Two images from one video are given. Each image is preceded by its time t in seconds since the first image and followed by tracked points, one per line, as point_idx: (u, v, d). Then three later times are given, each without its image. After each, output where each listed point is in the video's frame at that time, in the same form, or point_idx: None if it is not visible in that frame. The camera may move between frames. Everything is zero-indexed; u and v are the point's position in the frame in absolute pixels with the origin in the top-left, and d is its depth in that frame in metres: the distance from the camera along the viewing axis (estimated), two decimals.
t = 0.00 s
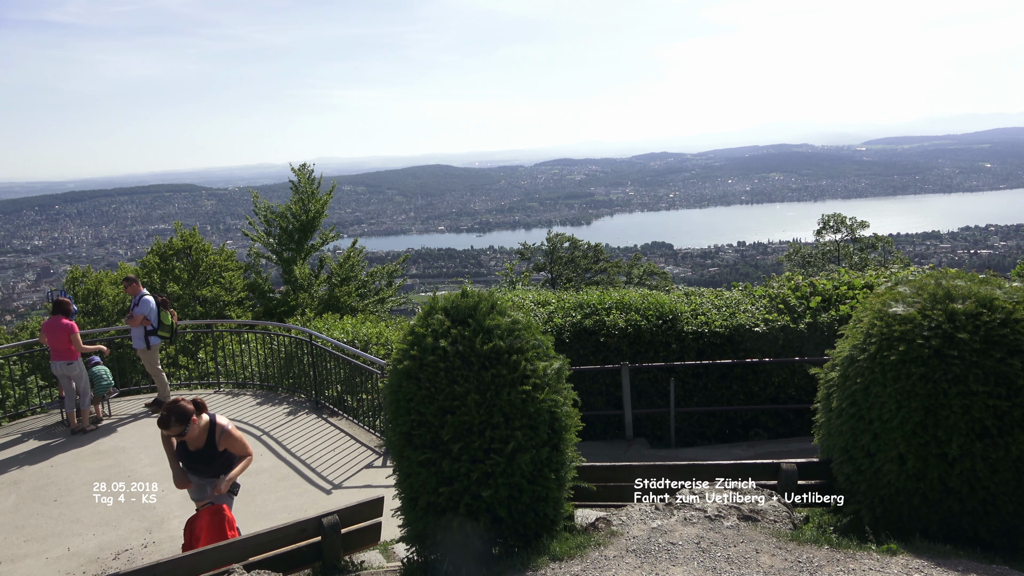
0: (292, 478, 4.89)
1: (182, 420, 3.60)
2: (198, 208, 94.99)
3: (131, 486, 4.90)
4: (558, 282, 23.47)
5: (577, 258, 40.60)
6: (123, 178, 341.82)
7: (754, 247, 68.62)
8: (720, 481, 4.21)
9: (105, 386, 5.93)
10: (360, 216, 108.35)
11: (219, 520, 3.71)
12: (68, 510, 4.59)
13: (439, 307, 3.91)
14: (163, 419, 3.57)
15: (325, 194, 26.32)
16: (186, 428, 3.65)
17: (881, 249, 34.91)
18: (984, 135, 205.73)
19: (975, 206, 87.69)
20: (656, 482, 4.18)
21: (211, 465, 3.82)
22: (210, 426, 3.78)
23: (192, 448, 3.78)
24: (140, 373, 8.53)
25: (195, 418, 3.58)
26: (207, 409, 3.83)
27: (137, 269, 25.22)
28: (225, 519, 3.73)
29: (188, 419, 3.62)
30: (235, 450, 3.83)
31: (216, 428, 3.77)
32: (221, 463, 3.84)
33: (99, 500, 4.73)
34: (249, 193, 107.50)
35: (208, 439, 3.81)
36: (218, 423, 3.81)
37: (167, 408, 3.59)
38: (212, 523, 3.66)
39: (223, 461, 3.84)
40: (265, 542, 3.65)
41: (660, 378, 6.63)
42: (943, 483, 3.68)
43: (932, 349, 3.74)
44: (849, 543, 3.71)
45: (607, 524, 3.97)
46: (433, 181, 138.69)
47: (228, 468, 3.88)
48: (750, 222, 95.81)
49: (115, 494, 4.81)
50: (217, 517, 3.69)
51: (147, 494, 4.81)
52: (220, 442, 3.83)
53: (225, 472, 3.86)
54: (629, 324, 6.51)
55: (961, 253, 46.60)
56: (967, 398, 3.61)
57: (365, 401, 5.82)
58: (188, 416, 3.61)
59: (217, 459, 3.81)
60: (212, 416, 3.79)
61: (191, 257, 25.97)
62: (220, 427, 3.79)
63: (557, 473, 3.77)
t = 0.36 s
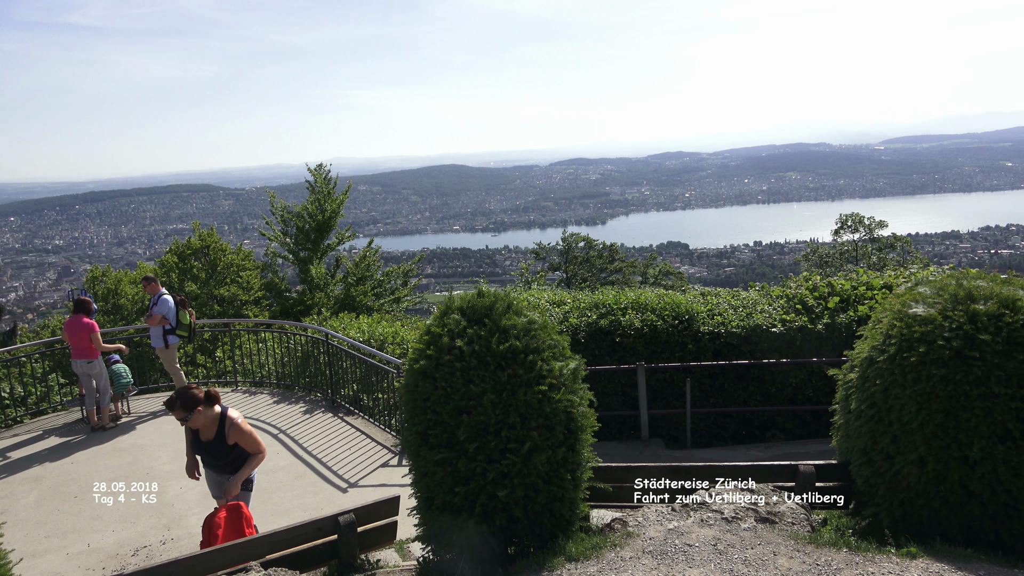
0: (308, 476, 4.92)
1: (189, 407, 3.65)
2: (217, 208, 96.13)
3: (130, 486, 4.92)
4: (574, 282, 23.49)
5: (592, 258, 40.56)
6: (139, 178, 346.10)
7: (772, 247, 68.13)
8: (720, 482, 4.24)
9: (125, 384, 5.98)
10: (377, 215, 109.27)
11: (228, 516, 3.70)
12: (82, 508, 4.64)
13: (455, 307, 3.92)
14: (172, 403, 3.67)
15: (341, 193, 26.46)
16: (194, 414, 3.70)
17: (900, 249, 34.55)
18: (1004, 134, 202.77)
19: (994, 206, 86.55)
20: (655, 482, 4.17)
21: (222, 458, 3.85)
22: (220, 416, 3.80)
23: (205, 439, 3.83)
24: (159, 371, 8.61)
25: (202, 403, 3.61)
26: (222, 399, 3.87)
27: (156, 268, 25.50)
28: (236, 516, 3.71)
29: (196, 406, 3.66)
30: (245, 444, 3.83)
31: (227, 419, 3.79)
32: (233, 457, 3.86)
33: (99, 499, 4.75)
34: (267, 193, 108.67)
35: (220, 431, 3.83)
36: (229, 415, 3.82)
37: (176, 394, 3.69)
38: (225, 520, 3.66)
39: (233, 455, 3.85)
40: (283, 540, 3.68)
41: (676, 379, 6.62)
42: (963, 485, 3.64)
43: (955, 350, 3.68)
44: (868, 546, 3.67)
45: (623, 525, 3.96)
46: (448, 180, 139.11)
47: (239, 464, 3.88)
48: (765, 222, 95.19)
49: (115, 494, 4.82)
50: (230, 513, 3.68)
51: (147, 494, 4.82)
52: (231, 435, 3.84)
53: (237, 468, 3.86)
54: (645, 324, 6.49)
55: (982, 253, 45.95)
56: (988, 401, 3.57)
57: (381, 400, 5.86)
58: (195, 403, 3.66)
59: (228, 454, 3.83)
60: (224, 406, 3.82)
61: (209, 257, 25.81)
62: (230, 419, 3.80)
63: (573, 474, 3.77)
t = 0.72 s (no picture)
0: (331, 475, 4.95)
1: (204, 393, 3.74)
2: (240, 208, 97.47)
3: (130, 486, 4.94)
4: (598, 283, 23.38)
5: (614, 257, 40.41)
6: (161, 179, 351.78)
7: (796, 246, 67.40)
8: (721, 482, 4.23)
9: (151, 382, 6.06)
10: (397, 216, 110.11)
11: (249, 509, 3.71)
12: (105, 503, 4.71)
13: (477, 307, 3.92)
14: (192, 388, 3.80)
15: (363, 193, 26.52)
16: (209, 405, 3.80)
17: (928, 249, 34.03)
18: None
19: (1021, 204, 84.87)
20: (657, 482, 4.18)
21: (239, 451, 3.89)
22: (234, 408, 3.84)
23: (223, 432, 3.91)
24: (185, 370, 8.72)
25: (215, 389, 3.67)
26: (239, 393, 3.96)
27: (182, 267, 25.85)
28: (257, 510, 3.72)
29: (211, 393, 3.74)
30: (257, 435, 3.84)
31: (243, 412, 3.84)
32: (250, 451, 3.89)
33: (99, 499, 4.76)
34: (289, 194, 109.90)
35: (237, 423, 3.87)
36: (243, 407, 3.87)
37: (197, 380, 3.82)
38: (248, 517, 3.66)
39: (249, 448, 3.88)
40: (307, 538, 3.71)
41: (699, 379, 6.59)
42: (994, 490, 3.58)
43: (986, 352, 3.61)
44: (895, 550, 3.62)
45: (647, 526, 3.94)
46: (467, 180, 139.52)
47: (256, 457, 3.92)
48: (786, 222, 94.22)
49: (114, 494, 4.84)
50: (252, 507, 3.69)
51: (147, 494, 4.84)
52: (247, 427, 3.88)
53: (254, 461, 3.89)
54: (668, 324, 6.46)
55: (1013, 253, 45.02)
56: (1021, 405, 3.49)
57: (403, 399, 5.88)
58: (211, 390, 3.74)
59: (243, 448, 3.86)
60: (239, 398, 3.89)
61: (233, 256, 26.18)
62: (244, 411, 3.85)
63: (596, 474, 3.75)
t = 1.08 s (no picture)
0: (354, 474, 4.98)
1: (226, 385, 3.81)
2: (263, 209, 98.76)
3: (129, 486, 4.97)
4: (622, 284, 23.33)
5: (635, 257, 40.22)
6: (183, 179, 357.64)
7: (820, 246, 66.64)
8: (722, 483, 4.25)
9: (175, 381, 6.13)
10: (418, 216, 110.91)
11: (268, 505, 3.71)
12: (127, 501, 4.78)
13: (500, 307, 3.93)
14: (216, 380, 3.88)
15: (385, 194, 26.85)
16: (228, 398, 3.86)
17: (956, 249, 33.55)
18: None
19: None
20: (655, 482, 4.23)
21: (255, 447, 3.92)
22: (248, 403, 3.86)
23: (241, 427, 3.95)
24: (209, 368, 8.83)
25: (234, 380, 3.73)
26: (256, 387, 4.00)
27: (207, 267, 26.19)
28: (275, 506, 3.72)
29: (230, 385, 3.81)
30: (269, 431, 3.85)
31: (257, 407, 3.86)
32: (265, 447, 3.90)
33: (99, 500, 4.79)
34: (311, 194, 111.08)
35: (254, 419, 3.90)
36: (258, 403, 3.90)
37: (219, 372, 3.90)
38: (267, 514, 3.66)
39: (263, 444, 3.90)
40: (332, 535, 3.74)
41: (722, 381, 6.54)
42: None
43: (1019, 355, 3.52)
44: (924, 555, 3.56)
45: (670, 529, 3.92)
46: (489, 180, 139.99)
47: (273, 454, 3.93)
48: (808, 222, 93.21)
49: (116, 494, 4.87)
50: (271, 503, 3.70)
51: (147, 494, 4.87)
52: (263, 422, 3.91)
53: (270, 457, 3.91)
54: (690, 325, 6.42)
55: None
56: None
57: (425, 399, 5.90)
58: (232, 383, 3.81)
59: (257, 443, 3.89)
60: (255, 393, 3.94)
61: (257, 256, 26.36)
62: (258, 406, 3.86)
63: (619, 476, 3.74)
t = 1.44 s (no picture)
0: (375, 472, 5.01)
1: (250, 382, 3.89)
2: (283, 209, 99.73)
3: (130, 486, 5.00)
4: (644, 284, 23.25)
5: (656, 258, 40.06)
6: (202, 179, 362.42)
7: (843, 247, 65.94)
8: (721, 482, 4.20)
9: (198, 379, 6.20)
10: (439, 216, 111.72)
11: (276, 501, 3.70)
12: (151, 497, 4.84)
13: (522, 308, 3.93)
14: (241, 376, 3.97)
15: (406, 194, 26.85)
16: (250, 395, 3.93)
17: (984, 249, 33.06)
18: None
19: None
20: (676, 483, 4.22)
21: (271, 446, 3.95)
22: (264, 401, 3.91)
23: (260, 425, 3.99)
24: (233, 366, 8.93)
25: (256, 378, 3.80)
26: (277, 388, 4.06)
27: (230, 267, 26.53)
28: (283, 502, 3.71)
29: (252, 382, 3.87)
30: (281, 429, 3.88)
31: (273, 405, 3.90)
32: (279, 446, 3.93)
33: (100, 499, 4.82)
34: (329, 194, 112.03)
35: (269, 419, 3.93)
36: (276, 402, 3.93)
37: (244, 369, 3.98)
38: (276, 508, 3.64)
39: (276, 443, 3.93)
40: (354, 535, 3.78)
41: (745, 382, 6.49)
42: None
43: None
44: (953, 561, 3.51)
45: (693, 531, 3.90)
46: (506, 180, 140.16)
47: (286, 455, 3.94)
48: (828, 222, 92.32)
49: (114, 494, 4.90)
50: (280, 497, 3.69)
51: (147, 494, 4.90)
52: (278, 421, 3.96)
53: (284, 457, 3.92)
54: (712, 326, 6.38)
55: None
56: None
57: (445, 398, 5.91)
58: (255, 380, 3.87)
59: (273, 442, 3.92)
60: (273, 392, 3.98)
61: (279, 256, 26.56)
62: (273, 405, 3.90)
63: (641, 477, 3.72)
